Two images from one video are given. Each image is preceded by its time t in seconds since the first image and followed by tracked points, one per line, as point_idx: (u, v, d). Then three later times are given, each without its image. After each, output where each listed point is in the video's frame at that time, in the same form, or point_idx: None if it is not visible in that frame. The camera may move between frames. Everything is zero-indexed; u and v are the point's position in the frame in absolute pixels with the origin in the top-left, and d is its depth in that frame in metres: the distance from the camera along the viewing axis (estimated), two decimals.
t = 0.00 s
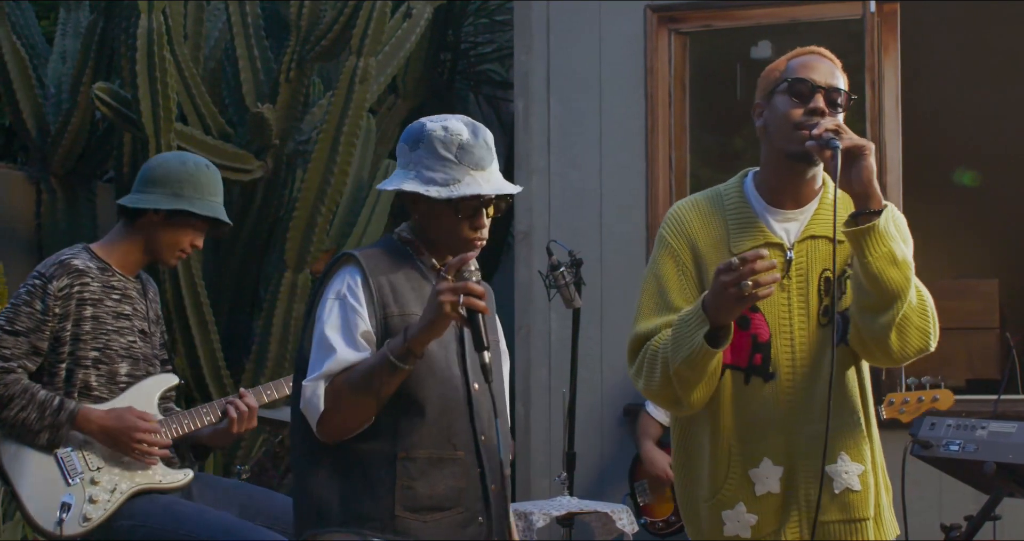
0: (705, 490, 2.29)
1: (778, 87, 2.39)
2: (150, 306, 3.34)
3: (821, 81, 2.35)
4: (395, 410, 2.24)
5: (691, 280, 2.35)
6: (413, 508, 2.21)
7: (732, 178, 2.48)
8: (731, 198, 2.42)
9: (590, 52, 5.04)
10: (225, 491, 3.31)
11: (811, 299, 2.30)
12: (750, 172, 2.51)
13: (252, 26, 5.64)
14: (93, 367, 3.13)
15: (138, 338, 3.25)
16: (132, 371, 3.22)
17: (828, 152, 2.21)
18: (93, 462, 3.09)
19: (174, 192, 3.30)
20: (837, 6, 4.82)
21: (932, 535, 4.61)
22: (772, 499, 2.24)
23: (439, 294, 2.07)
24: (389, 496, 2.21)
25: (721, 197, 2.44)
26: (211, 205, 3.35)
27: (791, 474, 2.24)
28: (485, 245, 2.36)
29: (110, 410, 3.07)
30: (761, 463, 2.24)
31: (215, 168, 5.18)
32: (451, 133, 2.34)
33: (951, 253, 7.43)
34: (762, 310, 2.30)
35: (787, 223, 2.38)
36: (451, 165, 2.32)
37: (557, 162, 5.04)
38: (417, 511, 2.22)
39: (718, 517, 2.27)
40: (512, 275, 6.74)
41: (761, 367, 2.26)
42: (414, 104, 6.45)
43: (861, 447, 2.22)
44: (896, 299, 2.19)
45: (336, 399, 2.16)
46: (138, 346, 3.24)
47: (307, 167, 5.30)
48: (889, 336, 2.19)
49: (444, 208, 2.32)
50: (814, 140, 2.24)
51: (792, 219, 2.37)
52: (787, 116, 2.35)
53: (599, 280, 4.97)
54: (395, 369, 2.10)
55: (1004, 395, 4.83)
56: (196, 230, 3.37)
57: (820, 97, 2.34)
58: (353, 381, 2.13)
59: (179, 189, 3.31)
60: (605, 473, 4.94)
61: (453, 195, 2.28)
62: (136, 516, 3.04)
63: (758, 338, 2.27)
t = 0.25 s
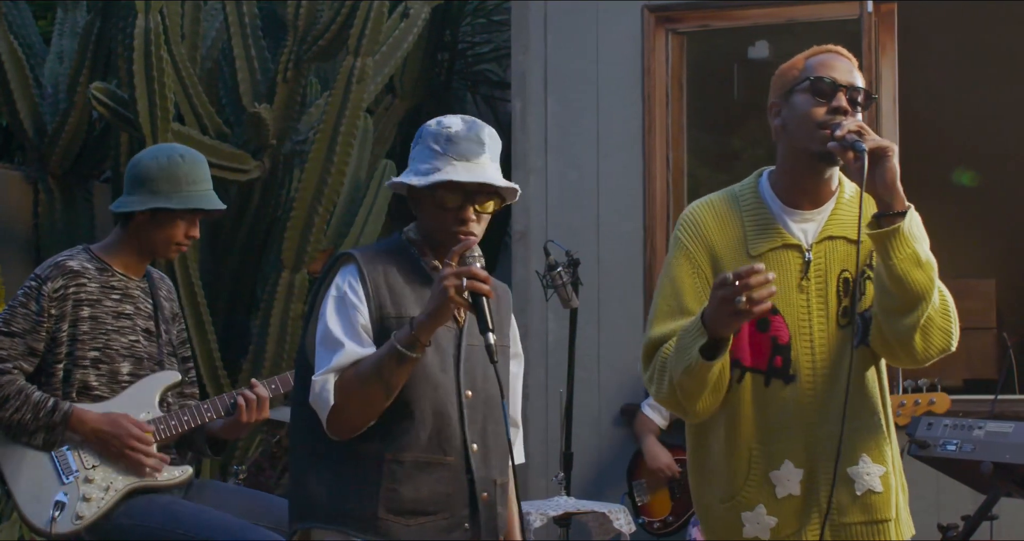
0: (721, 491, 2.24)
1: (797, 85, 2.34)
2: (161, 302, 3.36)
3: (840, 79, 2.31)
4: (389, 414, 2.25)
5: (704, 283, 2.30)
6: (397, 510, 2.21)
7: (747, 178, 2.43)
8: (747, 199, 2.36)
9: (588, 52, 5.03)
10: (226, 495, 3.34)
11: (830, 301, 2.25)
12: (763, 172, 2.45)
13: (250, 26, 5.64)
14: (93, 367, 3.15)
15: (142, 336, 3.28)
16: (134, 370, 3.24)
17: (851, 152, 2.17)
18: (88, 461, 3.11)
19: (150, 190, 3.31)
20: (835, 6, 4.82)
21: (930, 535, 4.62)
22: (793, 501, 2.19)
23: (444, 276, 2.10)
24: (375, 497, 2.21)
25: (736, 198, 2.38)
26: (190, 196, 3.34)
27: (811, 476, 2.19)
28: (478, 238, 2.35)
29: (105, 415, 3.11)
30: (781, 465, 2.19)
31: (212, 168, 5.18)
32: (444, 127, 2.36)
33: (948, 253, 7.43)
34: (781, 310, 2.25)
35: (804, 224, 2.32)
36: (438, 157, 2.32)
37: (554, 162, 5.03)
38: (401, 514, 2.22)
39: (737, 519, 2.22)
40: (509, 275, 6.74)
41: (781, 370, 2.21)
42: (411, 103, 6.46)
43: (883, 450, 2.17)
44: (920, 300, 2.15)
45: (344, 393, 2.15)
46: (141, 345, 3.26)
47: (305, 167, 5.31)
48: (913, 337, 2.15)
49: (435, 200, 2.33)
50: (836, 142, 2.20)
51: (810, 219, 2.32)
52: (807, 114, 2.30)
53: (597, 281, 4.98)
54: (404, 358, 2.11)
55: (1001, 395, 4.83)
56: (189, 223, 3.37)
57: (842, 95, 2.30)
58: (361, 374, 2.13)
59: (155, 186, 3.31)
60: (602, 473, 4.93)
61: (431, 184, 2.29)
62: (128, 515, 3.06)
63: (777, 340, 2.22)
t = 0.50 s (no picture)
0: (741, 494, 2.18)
1: (810, 93, 2.24)
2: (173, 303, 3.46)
3: (855, 84, 2.20)
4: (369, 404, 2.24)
5: (720, 290, 2.21)
6: (372, 499, 2.21)
7: (761, 183, 2.35)
8: (765, 205, 2.28)
9: (581, 51, 5.03)
10: (224, 497, 3.38)
11: (851, 306, 2.19)
12: (776, 176, 2.38)
13: (243, 26, 5.65)
14: (99, 362, 3.25)
15: (151, 336, 3.38)
16: (142, 368, 3.34)
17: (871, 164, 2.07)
18: (87, 453, 3.17)
19: (138, 185, 3.45)
20: (828, 6, 4.83)
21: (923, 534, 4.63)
22: (815, 506, 2.14)
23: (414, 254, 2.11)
24: (353, 484, 2.22)
25: (753, 202, 2.30)
26: (177, 182, 3.46)
27: (832, 480, 2.14)
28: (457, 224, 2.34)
29: (95, 400, 3.16)
30: (802, 470, 2.14)
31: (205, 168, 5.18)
32: (423, 119, 2.39)
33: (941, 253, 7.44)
34: (801, 315, 2.17)
35: (823, 229, 2.25)
36: (413, 149, 2.35)
37: (547, 162, 5.03)
38: (379, 504, 2.21)
39: (757, 523, 2.16)
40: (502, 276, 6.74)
41: (803, 376, 2.14)
42: (404, 104, 6.46)
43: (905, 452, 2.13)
44: (945, 306, 2.09)
45: (327, 378, 2.18)
46: (150, 344, 3.37)
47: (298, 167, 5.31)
48: (938, 343, 2.10)
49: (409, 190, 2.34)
50: (857, 152, 2.10)
51: (829, 224, 2.24)
52: (824, 122, 2.19)
53: (590, 281, 4.97)
54: (384, 337, 2.11)
55: (994, 395, 4.84)
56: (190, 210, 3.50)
57: (857, 101, 2.19)
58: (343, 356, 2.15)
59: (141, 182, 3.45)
60: (594, 473, 4.93)
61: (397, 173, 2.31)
62: (122, 512, 3.07)
63: (799, 346, 2.15)
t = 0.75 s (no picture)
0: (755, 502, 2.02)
1: (811, 106, 2.01)
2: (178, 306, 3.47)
3: (851, 98, 1.96)
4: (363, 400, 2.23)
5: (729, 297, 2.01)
6: (380, 496, 2.20)
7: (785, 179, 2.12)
8: (786, 202, 2.05)
9: (578, 50, 5.03)
10: (227, 497, 3.38)
11: (871, 306, 1.95)
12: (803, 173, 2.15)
13: (239, 26, 5.65)
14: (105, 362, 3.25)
15: (157, 338, 3.38)
16: (146, 371, 3.35)
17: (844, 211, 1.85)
18: (101, 447, 3.17)
19: (152, 180, 3.50)
20: (824, 6, 4.82)
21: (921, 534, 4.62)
22: (828, 507, 1.94)
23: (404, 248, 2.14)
24: (358, 483, 2.21)
25: (774, 199, 2.07)
26: (189, 184, 3.49)
27: (847, 479, 1.93)
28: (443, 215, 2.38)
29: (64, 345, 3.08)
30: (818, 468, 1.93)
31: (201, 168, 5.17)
32: (407, 111, 2.43)
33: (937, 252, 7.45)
34: (821, 310, 1.96)
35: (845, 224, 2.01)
36: (400, 139, 2.39)
37: (544, 162, 5.03)
38: (385, 499, 2.20)
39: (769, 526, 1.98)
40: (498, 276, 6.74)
41: (823, 372, 1.93)
42: (400, 104, 6.46)
43: (923, 450, 1.91)
44: (949, 334, 1.84)
45: (321, 376, 2.17)
46: (155, 346, 3.37)
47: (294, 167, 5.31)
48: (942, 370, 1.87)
49: (398, 180, 2.38)
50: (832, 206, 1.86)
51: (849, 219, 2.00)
52: (824, 139, 1.98)
53: (586, 280, 4.97)
54: (378, 332, 2.13)
55: (991, 395, 4.84)
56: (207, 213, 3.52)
57: (854, 117, 1.96)
58: (336, 355, 2.15)
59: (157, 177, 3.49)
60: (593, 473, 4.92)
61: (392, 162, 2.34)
62: (123, 510, 3.06)
63: (816, 342, 1.94)
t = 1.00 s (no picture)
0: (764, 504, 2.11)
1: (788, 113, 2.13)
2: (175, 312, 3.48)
3: (819, 108, 2.06)
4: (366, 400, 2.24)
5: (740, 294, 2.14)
6: (388, 496, 2.20)
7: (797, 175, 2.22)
8: (794, 198, 2.15)
9: (577, 50, 5.04)
10: (226, 496, 3.38)
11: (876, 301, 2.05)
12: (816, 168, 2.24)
13: (239, 26, 5.64)
14: (106, 364, 3.25)
15: (155, 342, 3.39)
16: (143, 374, 3.35)
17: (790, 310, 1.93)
18: (104, 448, 3.17)
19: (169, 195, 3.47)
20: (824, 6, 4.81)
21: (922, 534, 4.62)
22: (837, 500, 2.03)
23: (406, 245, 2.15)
24: (366, 483, 2.21)
25: (784, 196, 2.18)
26: (202, 207, 3.44)
27: (855, 472, 2.03)
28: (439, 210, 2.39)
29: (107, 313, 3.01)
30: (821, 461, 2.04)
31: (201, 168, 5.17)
32: (400, 107, 2.44)
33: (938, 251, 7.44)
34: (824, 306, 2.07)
35: (850, 223, 2.11)
36: (396, 135, 2.39)
37: (544, 162, 5.04)
38: (394, 498, 2.20)
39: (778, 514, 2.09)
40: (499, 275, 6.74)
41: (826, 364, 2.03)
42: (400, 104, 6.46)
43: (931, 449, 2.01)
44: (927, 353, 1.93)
45: (325, 374, 2.17)
46: (152, 350, 3.38)
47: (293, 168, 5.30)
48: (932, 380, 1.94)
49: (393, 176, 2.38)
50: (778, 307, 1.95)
51: (855, 218, 2.11)
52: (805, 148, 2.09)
53: (587, 280, 4.98)
54: (382, 330, 2.14)
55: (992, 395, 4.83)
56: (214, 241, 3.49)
57: (823, 127, 2.06)
58: (337, 353, 2.16)
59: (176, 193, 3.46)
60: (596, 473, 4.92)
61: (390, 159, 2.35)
62: (128, 510, 3.09)
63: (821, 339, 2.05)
